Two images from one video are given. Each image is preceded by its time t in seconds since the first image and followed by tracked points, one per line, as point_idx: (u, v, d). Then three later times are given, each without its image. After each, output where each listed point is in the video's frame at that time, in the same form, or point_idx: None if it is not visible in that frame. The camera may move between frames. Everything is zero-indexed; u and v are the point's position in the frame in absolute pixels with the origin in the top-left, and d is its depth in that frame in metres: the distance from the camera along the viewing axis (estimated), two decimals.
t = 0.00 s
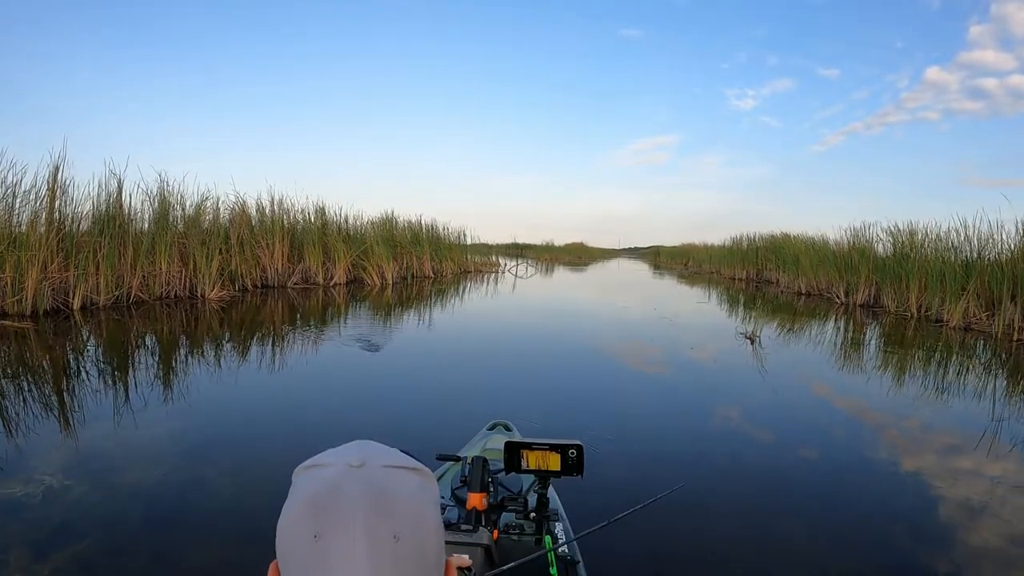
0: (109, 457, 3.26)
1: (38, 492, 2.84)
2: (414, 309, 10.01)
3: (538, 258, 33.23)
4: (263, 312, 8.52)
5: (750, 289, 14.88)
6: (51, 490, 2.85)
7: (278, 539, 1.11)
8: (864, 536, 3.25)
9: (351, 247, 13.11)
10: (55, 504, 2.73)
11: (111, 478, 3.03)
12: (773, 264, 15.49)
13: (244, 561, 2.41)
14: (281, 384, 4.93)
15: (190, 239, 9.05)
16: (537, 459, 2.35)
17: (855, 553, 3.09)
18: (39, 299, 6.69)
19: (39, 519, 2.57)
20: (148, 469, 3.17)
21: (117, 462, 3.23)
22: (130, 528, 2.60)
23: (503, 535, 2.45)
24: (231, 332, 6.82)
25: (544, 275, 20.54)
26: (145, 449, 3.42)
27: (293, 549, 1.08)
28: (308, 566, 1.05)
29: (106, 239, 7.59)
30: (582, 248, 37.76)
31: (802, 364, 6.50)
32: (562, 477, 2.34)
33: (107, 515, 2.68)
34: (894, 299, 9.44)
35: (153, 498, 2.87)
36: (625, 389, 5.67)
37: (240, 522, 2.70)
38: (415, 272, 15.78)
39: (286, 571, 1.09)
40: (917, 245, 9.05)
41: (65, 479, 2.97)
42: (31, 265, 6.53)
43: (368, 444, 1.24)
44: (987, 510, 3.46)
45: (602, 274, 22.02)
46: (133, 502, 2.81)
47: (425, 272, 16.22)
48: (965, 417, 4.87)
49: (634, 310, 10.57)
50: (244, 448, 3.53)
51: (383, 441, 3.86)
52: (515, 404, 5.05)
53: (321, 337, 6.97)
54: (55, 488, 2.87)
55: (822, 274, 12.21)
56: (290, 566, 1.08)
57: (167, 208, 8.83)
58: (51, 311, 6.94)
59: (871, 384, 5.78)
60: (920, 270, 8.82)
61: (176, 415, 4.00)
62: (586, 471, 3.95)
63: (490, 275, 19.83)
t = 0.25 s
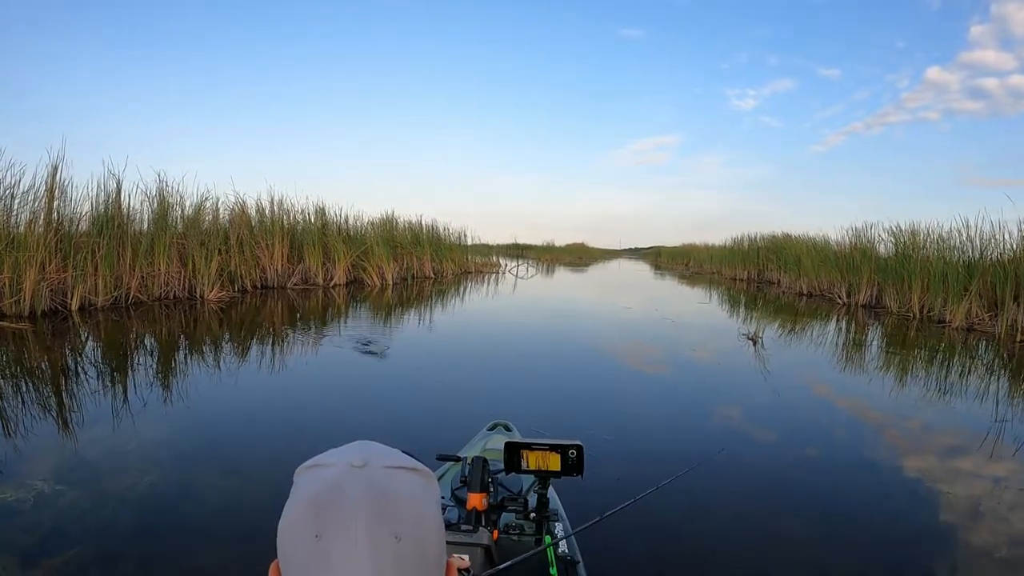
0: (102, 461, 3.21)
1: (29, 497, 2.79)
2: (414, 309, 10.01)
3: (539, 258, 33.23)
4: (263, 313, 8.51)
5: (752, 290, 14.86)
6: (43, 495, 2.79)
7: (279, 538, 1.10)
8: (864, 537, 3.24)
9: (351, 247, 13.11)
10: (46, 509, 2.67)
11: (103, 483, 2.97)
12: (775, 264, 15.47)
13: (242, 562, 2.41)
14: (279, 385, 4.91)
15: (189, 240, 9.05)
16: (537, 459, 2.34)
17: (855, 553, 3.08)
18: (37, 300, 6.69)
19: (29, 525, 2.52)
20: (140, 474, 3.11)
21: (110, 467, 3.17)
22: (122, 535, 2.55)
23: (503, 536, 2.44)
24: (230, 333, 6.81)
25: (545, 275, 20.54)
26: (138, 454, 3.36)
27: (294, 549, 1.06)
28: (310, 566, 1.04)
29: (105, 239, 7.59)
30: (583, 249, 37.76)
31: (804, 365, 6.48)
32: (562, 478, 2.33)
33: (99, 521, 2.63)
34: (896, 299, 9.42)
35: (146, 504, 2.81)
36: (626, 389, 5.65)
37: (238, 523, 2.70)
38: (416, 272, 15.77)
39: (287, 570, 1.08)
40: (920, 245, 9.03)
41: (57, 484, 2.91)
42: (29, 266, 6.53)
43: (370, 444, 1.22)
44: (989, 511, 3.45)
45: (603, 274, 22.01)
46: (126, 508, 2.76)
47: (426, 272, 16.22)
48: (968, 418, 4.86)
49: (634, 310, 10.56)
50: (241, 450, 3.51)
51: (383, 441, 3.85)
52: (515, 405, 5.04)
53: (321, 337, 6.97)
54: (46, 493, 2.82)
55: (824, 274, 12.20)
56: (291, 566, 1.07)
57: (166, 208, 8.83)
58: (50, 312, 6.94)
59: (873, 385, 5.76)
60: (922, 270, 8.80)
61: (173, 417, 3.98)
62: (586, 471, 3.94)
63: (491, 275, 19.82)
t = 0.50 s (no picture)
0: (95, 464, 3.17)
1: (20, 501, 2.74)
2: (414, 309, 10.00)
3: (540, 258, 33.21)
4: (263, 312, 8.50)
5: (753, 290, 14.83)
6: (34, 498, 2.75)
7: (280, 539, 1.09)
8: (865, 538, 3.22)
9: (351, 246, 13.10)
10: (36, 514, 2.62)
11: (95, 487, 2.92)
12: (776, 264, 15.46)
13: (240, 563, 2.40)
14: (277, 385, 4.89)
15: (189, 239, 9.05)
16: (536, 459, 2.33)
17: (855, 554, 3.07)
18: (35, 300, 6.68)
19: (18, 530, 2.47)
20: (133, 477, 3.06)
21: (103, 469, 3.12)
22: (113, 541, 2.50)
23: (503, 535, 2.43)
24: (230, 333, 6.81)
25: (545, 275, 20.51)
26: (132, 456, 3.32)
27: (295, 550, 1.05)
28: (311, 567, 1.02)
29: (103, 239, 7.59)
30: (584, 248, 37.80)
31: (806, 366, 6.47)
32: (561, 477, 2.32)
33: (90, 527, 2.58)
34: (898, 300, 9.40)
35: (138, 509, 2.76)
36: (626, 389, 5.64)
37: (236, 523, 2.69)
38: (416, 272, 15.77)
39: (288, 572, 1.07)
40: (921, 245, 9.02)
41: (48, 488, 2.87)
42: (27, 265, 6.53)
43: (371, 444, 1.21)
44: (990, 511, 3.44)
45: (604, 274, 21.98)
46: (117, 514, 2.70)
47: (426, 272, 16.20)
48: (971, 419, 4.84)
49: (635, 310, 10.55)
50: (238, 451, 3.48)
51: (382, 441, 3.85)
52: (515, 405, 5.03)
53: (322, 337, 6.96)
54: (37, 497, 2.77)
55: (825, 274, 12.18)
56: (292, 567, 1.06)
57: (165, 208, 8.82)
58: (48, 311, 6.94)
59: (875, 386, 5.75)
60: (924, 271, 8.79)
61: (170, 417, 3.96)
62: (586, 470, 3.93)
63: (491, 275, 19.81)
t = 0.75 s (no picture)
0: (88, 467, 3.12)
1: (9, 506, 2.70)
2: (415, 309, 9.99)
3: (541, 259, 33.18)
4: (262, 313, 8.50)
5: (754, 291, 14.81)
6: (24, 503, 2.71)
7: (290, 541, 1.07)
8: (866, 540, 3.21)
9: (352, 247, 13.09)
10: (26, 519, 2.57)
11: (87, 491, 2.86)
12: (778, 264, 15.44)
13: (239, 564, 2.40)
14: (275, 386, 4.86)
15: (188, 239, 9.04)
16: (536, 459, 2.32)
17: (856, 555, 3.06)
18: (33, 300, 6.67)
19: (6, 536, 2.43)
20: (125, 482, 2.99)
21: (96, 474, 3.06)
22: (103, 549, 2.44)
23: (503, 535, 2.42)
24: (229, 333, 6.80)
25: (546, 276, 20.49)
26: (125, 460, 3.26)
27: (305, 551, 1.04)
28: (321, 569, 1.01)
29: (102, 239, 7.59)
30: (585, 249, 37.78)
31: (808, 367, 6.45)
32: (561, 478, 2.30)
33: (79, 534, 2.52)
34: (900, 301, 9.38)
35: (129, 516, 2.69)
36: (627, 390, 5.62)
37: (234, 524, 2.68)
38: (416, 272, 15.76)
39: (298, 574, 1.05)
40: (924, 246, 8.99)
41: (39, 492, 2.82)
42: (25, 265, 6.52)
43: (379, 444, 1.20)
44: (993, 513, 3.43)
45: (605, 275, 21.95)
46: (107, 520, 2.63)
47: (427, 272, 16.19)
48: (974, 421, 4.82)
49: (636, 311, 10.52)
50: (235, 454, 3.45)
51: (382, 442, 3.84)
52: (515, 406, 5.01)
53: (322, 337, 6.95)
54: (28, 501, 2.72)
55: (827, 275, 12.17)
56: (301, 569, 1.04)
57: (164, 207, 8.82)
58: (46, 311, 6.93)
59: (877, 387, 5.73)
60: (926, 272, 8.76)
61: (166, 419, 3.94)
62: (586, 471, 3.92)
63: (491, 276, 19.79)
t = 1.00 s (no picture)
0: (83, 470, 3.09)
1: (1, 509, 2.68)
2: (416, 310, 9.98)
3: (543, 259, 33.14)
4: (263, 312, 8.49)
5: (757, 292, 14.76)
6: (16, 506, 2.69)
7: (282, 550, 1.08)
8: (868, 541, 3.19)
9: (353, 247, 13.09)
10: (17, 523, 2.55)
11: (79, 495, 2.83)
12: (781, 265, 15.39)
13: (237, 564, 2.39)
14: (274, 386, 4.86)
15: (188, 239, 9.05)
16: (536, 459, 2.30)
17: (857, 557, 3.04)
18: (32, 299, 6.68)
19: None
20: (119, 486, 2.95)
21: (90, 477, 3.03)
22: (94, 555, 2.41)
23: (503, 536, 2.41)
24: (229, 333, 6.80)
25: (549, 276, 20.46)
26: (121, 462, 3.23)
27: (298, 561, 1.04)
28: None
29: (102, 239, 7.60)
30: (587, 249, 37.75)
31: (811, 368, 6.41)
32: (561, 478, 2.29)
33: (69, 539, 2.49)
34: (904, 302, 9.33)
35: (122, 521, 2.65)
36: (627, 391, 5.60)
37: (231, 526, 2.66)
38: (418, 273, 15.75)
39: None
40: (928, 247, 8.95)
41: (31, 496, 2.80)
42: (25, 264, 6.54)
43: (374, 447, 1.18)
44: (996, 515, 3.40)
45: (607, 275, 21.92)
46: (98, 525, 2.60)
47: (429, 273, 16.18)
48: (978, 423, 4.79)
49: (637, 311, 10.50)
50: (232, 455, 3.43)
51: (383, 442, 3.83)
52: (516, 406, 5.00)
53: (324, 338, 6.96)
54: (20, 505, 2.70)
55: (830, 276, 12.12)
56: None
57: (164, 207, 8.83)
58: (46, 311, 6.94)
59: (881, 389, 5.70)
60: (931, 273, 8.72)
61: (165, 420, 3.92)
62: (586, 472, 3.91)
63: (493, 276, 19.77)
